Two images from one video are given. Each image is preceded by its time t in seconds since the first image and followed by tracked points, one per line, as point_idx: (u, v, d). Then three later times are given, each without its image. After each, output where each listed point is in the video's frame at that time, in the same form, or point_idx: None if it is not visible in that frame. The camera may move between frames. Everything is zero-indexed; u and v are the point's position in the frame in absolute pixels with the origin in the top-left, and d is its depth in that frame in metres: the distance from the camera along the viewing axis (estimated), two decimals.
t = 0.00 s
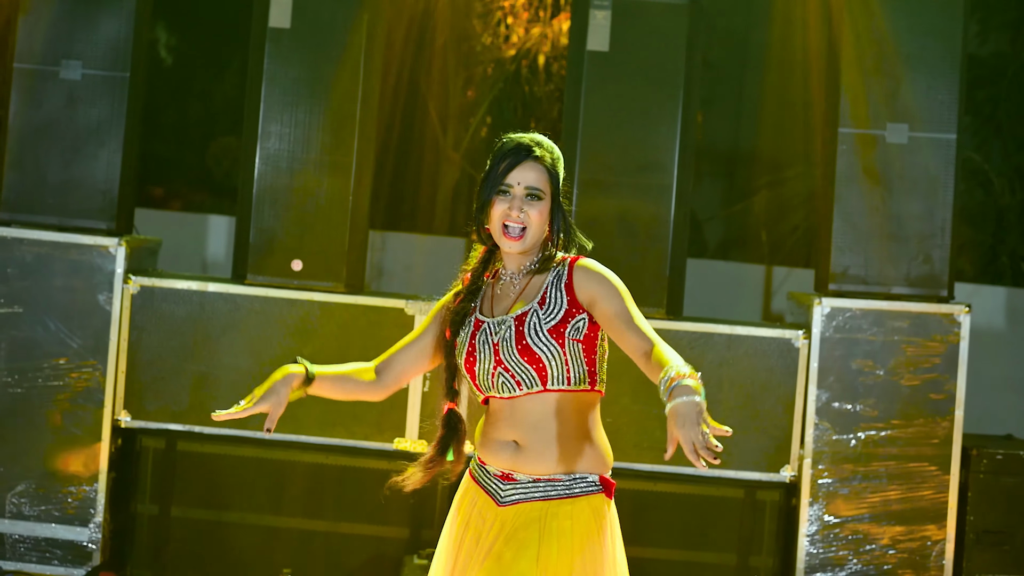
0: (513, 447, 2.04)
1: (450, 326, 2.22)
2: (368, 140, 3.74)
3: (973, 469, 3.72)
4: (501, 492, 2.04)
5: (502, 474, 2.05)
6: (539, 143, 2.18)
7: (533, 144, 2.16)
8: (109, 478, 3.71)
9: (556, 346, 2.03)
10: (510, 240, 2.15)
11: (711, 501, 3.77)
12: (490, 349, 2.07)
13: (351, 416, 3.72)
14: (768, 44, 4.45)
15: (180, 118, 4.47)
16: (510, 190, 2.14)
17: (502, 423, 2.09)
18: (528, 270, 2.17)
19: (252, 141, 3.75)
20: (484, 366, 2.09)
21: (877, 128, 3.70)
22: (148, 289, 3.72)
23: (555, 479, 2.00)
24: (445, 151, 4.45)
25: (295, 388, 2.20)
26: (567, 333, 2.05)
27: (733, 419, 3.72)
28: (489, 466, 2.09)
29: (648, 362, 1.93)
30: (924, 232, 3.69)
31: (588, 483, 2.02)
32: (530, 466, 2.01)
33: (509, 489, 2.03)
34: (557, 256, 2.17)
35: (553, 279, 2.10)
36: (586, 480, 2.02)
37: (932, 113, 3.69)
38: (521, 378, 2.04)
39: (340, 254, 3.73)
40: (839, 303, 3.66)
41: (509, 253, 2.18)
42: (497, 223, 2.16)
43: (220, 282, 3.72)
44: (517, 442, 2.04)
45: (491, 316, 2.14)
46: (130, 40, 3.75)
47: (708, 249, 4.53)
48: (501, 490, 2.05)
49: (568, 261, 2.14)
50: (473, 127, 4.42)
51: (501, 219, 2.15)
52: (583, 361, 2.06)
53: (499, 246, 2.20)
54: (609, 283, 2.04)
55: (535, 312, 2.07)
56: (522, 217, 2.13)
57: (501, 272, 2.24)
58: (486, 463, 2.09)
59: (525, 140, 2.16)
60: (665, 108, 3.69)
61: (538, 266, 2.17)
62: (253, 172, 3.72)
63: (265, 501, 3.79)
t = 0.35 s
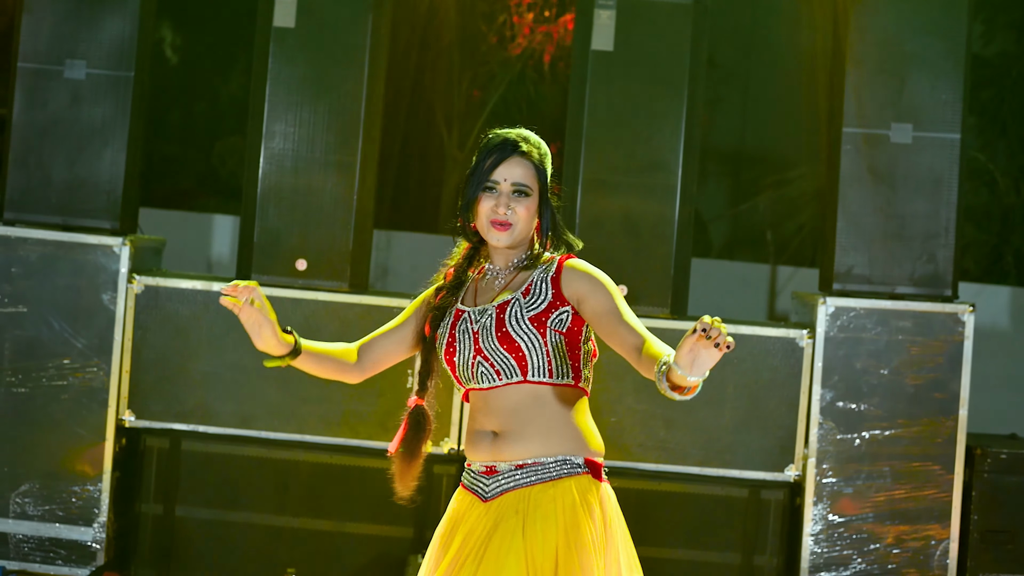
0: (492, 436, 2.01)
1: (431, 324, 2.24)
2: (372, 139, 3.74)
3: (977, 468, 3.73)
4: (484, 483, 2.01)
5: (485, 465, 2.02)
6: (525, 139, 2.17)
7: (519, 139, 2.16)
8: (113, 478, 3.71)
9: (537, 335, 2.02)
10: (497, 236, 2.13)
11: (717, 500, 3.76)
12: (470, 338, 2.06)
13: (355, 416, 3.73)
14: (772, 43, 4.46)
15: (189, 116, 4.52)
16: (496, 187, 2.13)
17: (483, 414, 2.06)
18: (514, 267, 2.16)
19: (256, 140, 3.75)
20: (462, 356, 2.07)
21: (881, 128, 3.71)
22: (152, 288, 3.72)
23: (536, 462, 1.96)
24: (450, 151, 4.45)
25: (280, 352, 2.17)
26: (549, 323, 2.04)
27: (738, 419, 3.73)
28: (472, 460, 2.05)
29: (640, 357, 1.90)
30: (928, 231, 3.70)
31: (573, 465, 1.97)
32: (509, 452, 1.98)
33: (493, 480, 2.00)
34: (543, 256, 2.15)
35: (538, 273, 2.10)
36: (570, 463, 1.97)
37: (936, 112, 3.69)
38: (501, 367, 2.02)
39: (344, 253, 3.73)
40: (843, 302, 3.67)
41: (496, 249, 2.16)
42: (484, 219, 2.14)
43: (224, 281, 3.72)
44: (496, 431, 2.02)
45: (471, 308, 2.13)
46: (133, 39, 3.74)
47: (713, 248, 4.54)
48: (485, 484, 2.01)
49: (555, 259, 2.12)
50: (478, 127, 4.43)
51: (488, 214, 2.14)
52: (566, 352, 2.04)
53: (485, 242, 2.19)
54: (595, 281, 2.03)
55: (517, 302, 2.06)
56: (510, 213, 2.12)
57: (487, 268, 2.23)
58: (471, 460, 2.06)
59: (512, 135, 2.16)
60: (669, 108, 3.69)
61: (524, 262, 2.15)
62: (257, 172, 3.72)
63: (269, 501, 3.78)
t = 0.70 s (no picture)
0: (475, 434, 1.93)
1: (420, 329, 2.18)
2: (372, 138, 3.74)
3: (978, 467, 3.73)
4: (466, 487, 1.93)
5: (468, 466, 1.93)
6: (513, 138, 2.10)
7: (507, 138, 2.09)
8: (112, 478, 3.70)
9: (525, 325, 1.96)
10: (483, 239, 2.07)
11: (719, 499, 3.76)
12: (456, 332, 2.00)
13: (355, 415, 3.73)
14: (773, 43, 4.45)
15: (190, 117, 4.52)
16: (482, 188, 2.07)
17: (466, 414, 1.99)
18: (503, 269, 2.10)
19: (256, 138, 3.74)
20: (448, 352, 2.01)
21: (881, 127, 3.71)
22: (152, 288, 3.71)
23: (517, 457, 1.86)
24: (451, 151, 4.45)
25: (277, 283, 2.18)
26: (537, 315, 1.97)
27: (738, 418, 3.72)
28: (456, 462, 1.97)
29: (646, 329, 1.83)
30: (928, 229, 3.70)
31: (551, 458, 1.85)
32: (490, 448, 1.89)
33: (475, 480, 1.91)
34: (534, 255, 2.09)
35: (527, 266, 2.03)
36: (549, 455, 1.86)
37: (936, 110, 3.69)
38: (487, 360, 1.95)
39: (343, 252, 3.72)
40: (844, 301, 3.66)
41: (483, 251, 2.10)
42: (470, 221, 2.08)
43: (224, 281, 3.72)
44: (479, 429, 1.93)
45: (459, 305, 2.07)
46: (132, 38, 3.74)
47: (714, 248, 4.53)
48: (467, 486, 1.93)
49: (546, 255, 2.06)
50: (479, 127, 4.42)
51: (473, 216, 2.07)
52: (556, 346, 1.97)
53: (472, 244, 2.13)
54: (591, 268, 1.97)
55: (505, 294, 2.00)
56: (496, 216, 2.06)
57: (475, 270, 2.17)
58: (455, 462, 1.98)
59: (499, 134, 2.09)
60: (670, 107, 3.68)
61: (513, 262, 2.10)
62: (256, 171, 3.72)
63: (269, 501, 3.77)
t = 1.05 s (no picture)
0: (484, 464, 1.87)
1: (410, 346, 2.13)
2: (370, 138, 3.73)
3: (977, 467, 3.73)
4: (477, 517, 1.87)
5: (478, 496, 1.88)
6: (498, 138, 2.05)
7: (493, 139, 2.03)
8: (110, 479, 3.69)
9: (517, 344, 1.89)
10: (471, 244, 2.01)
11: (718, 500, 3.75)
12: (448, 356, 1.95)
13: (354, 415, 3.73)
14: (771, 43, 4.45)
15: (188, 119, 4.52)
16: (468, 192, 2.01)
17: (471, 440, 1.93)
18: (491, 277, 2.04)
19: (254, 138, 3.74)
20: (443, 377, 1.96)
21: (880, 126, 3.71)
22: (149, 288, 3.70)
23: (534, 493, 1.82)
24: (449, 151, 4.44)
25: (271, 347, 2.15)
26: (529, 332, 1.90)
27: (737, 418, 3.72)
28: (462, 492, 1.91)
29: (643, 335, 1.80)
30: (928, 229, 3.70)
31: (574, 497, 1.83)
32: (503, 481, 1.84)
33: (487, 514, 1.85)
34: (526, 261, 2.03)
35: (517, 278, 1.96)
36: (570, 494, 1.83)
37: (934, 109, 3.69)
38: (482, 385, 1.89)
39: (341, 253, 3.72)
40: (843, 301, 3.66)
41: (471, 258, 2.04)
42: (456, 227, 2.03)
43: (222, 281, 3.71)
44: (488, 458, 1.88)
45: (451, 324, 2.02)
46: (130, 38, 3.73)
47: (712, 248, 4.53)
48: (478, 517, 1.87)
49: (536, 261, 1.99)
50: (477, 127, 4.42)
51: (459, 222, 2.02)
52: (553, 362, 1.90)
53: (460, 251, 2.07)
54: (584, 275, 1.90)
55: (493, 312, 1.93)
56: (482, 220, 2.00)
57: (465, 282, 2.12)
58: (461, 490, 1.92)
59: (484, 135, 2.04)
60: (668, 106, 3.68)
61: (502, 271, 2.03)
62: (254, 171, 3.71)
63: (267, 502, 3.76)
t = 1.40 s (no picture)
0: (462, 454, 1.82)
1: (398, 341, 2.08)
2: (365, 137, 3.72)
3: (975, 466, 3.72)
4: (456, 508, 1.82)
5: (457, 484, 1.82)
6: (489, 126, 2.01)
7: (483, 126, 2.00)
8: (105, 481, 3.68)
9: (510, 332, 1.85)
10: (462, 235, 1.97)
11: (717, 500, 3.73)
12: (437, 344, 1.89)
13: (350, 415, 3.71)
14: (767, 44, 4.44)
15: (184, 121, 4.50)
16: (458, 181, 1.97)
17: (453, 430, 1.87)
18: (483, 268, 2.00)
19: (249, 138, 3.73)
20: (430, 365, 1.91)
21: (877, 125, 3.70)
22: (144, 289, 3.69)
23: (513, 480, 1.76)
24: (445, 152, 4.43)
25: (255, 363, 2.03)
26: (522, 321, 1.86)
27: (735, 418, 3.70)
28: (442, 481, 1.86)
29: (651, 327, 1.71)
30: (925, 228, 3.69)
31: (552, 484, 1.76)
32: (480, 468, 1.78)
33: (465, 502, 1.80)
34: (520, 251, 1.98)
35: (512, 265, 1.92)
36: (549, 480, 1.76)
37: (932, 108, 3.68)
38: (472, 373, 1.84)
39: (337, 253, 3.71)
40: (840, 300, 3.65)
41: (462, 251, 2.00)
42: (446, 218, 1.98)
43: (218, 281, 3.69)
44: (466, 447, 1.82)
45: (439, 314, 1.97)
46: (124, 38, 3.72)
47: (709, 249, 4.53)
48: (456, 507, 1.82)
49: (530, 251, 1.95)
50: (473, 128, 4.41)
51: (449, 213, 1.97)
52: (547, 352, 1.85)
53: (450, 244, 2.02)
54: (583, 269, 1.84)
55: (487, 298, 1.89)
56: (473, 210, 1.95)
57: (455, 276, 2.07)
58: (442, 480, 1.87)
59: (474, 122, 2.00)
60: (665, 105, 3.67)
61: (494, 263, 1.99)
62: (250, 171, 3.70)
63: (263, 503, 3.74)
